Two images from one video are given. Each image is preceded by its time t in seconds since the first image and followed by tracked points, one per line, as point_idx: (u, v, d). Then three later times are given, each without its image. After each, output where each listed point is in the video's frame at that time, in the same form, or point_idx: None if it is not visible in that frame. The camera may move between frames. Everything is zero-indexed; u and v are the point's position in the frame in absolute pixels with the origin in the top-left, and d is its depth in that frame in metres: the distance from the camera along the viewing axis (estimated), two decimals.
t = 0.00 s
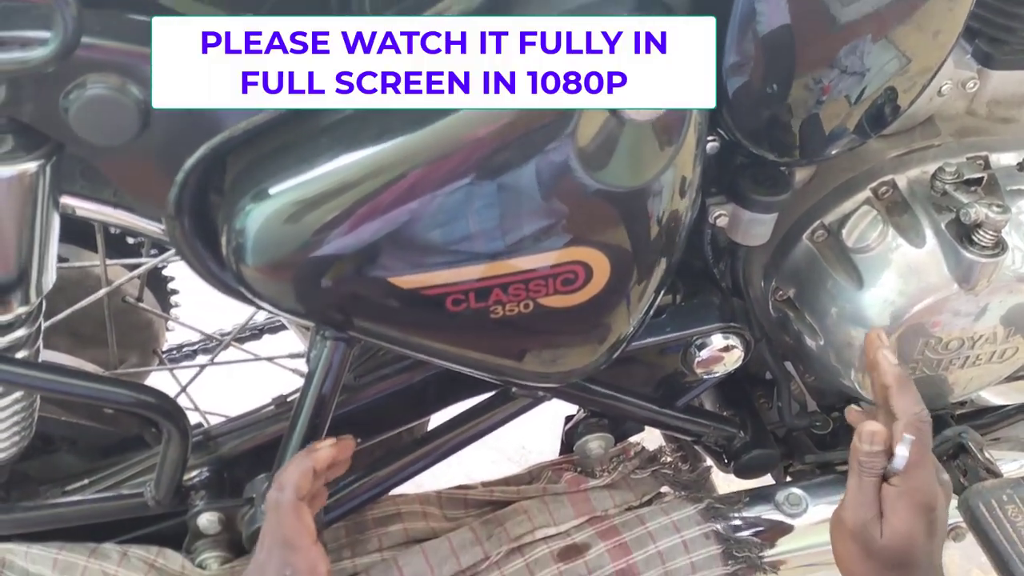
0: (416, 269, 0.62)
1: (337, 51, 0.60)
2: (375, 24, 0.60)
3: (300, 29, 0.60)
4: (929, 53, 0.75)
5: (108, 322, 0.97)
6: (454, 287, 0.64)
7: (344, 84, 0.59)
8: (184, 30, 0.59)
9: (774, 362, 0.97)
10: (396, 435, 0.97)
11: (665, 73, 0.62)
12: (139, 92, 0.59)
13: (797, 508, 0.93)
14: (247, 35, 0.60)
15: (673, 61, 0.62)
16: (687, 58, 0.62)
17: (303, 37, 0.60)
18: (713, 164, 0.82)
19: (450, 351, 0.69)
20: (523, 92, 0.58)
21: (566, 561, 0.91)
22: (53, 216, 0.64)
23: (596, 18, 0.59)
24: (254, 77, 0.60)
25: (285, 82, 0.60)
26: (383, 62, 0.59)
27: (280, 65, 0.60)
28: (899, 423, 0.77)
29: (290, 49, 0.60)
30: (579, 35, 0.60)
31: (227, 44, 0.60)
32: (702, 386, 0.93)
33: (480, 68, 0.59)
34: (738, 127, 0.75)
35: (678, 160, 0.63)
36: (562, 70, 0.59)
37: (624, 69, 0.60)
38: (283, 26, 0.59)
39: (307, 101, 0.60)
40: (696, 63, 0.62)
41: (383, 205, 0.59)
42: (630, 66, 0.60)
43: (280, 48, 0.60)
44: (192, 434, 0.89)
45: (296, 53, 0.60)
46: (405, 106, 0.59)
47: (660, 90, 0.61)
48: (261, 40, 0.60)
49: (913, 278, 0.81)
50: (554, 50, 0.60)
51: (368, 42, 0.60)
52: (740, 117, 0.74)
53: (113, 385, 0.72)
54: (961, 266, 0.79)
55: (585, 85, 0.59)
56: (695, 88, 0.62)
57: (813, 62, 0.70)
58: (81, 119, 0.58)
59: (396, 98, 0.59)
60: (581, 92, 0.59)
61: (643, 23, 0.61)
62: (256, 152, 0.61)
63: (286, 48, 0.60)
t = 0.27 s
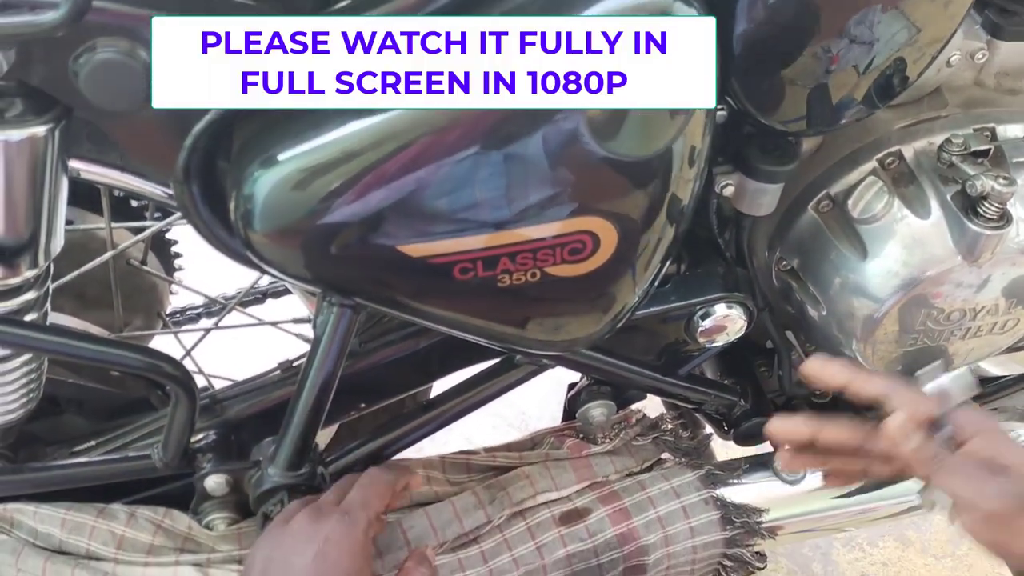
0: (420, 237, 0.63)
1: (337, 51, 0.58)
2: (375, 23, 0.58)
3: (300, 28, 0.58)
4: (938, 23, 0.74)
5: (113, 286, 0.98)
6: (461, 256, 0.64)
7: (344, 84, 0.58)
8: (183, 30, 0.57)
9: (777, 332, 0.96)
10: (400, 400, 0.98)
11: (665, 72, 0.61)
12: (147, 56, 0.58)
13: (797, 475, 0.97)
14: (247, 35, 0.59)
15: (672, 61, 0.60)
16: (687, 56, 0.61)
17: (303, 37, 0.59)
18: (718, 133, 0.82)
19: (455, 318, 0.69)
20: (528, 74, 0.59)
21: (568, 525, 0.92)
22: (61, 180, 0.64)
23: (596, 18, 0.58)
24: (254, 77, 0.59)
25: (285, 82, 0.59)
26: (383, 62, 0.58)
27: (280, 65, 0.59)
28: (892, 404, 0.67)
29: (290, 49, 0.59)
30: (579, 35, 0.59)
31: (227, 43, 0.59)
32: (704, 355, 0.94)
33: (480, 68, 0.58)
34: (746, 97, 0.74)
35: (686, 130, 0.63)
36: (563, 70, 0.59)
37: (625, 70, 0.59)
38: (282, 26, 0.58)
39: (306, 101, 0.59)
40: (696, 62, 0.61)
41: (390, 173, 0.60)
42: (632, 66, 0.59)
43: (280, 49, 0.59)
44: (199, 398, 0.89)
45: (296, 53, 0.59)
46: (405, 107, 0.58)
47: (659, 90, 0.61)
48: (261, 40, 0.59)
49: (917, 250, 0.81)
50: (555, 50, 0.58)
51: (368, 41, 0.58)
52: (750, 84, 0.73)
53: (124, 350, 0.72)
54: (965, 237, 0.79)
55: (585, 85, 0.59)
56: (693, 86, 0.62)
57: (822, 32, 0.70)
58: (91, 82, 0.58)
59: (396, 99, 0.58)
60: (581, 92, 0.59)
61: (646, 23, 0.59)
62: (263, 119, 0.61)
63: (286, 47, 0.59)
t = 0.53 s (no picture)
0: (419, 205, 0.62)
1: (337, 51, 0.59)
2: (375, 23, 0.59)
3: (300, 28, 0.59)
4: None
5: (112, 251, 0.97)
6: (463, 224, 0.64)
7: (344, 84, 0.59)
8: (183, 30, 0.58)
9: (776, 299, 0.97)
10: (400, 368, 0.98)
11: (665, 73, 0.61)
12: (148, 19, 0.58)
13: (795, 442, 0.97)
14: (247, 35, 0.59)
15: (673, 61, 0.61)
16: (686, 56, 0.61)
17: (303, 37, 0.59)
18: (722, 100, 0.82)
19: (457, 286, 0.69)
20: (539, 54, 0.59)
21: (567, 491, 0.93)
22: (61, 145, 0.63)
23: (597, 18, 0.59)
24: (255, 77, 0.60)
25: (285, 82, 0.59)
26: (383, 62, 0.59)
27: (280, 65, 0.59)
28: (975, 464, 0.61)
29: (290, 49, 0.59)
30: (579, 35, 0.59)
31: (227, 43, 0.59)
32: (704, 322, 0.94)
33: (480, 67, 0.59)
34: (751, 62, 0.74)
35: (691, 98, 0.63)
36: (562, 70, 0.60)
37: (625, 70, 0.60)
38: (282, 26, 0.59)
39: (306, 101, 0.59)
40: (696, 61, 0.62)
41: (392, 139, 0.59)
42: (631, 66, 0.60)
43: (280, 49, 0.59)
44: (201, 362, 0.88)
45: (296, 53, 0.59)
46: (404, 106, 0.59)
47: (658, 90, 0.62)
48: (261, 40, 0.60)
49: (919, 219, 0.81)
50: (555, 49, 0.59)
51: (368, 42, 0.59)
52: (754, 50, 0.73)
53: (127, 317, 0.72)
54: (968, 206, 0.79)
55: (585, 85, 0.60)
56: (694, 87, 0.63)
57: None
58: (93, 51, 0.57)
59: (396, 98, 0.59)
60: (581, 92, 0.60)
61: (646, 23, 0.59)
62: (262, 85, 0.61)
63: (286, 48, 0.59)
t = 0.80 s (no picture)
0: (416, 174, 0.62)
1: (337, 51, 0.59)
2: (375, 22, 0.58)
3: (300, 28, 0.58)
4: None
5: (105, 221, 0.97)
6: (456, 195, 0.64)
7: (344, 84, 0.59)
8: (184, 31, 0.57)
9: (767, 268, 0.97)
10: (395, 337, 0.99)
11: (664, 72, 0.63)
12: None
13: (785, 411, 0.98)
14: (247, 35, 0.58)
15: (672, 61, 0.62)
16: (685, 56, 0.63)
17: (303, 37, 0.59)
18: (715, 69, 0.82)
19: (450, 256, 0.70)
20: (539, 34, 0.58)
21: (560, 460, 0.93)
22: (52, 115, 0.64)
23: (598, 19, 0.59)
24: (254, 77, 0.59)
25: (285, 82, 0.58)
26: (383, 62, 0.58)
27: (280, 65, 0.58)
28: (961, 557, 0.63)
29: (290, 49, 0.59)
30: (579, 35, 0.59)
31: (226, 43, 0.58)
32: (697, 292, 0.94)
33: (480, 67, 0.59)
34: (745, 30, 0.75)
35: (685, 67, 0.63)
36: (563, 70, 0.60)
37: (625, 70, 0.61)
38: (282, 26, 0.58)
39: (306, 101, 0.58)
40: (693, 61, 0.63)
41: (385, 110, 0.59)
42: (631, 66, 0.61)
43: (280, 49, 0.59)
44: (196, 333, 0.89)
45: (296, 53, 0.59)
46: (405, 107, 0.59)
47: (657, 89, 0.63)
48: (261, 40, 0.59)
49: (911, 188, 0.81)
50: (555, 50, 0.59)
51: (368, 41, 0.59)
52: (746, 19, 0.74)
53: (120, 288, 0.72)
54: (961, 176, 0.79)
55: (585, 85, 0.61)
56: (692, 87, 0.64)
57: None
58: (82, 25, 0.55)
59: (396, 98, 0.59)
60: (580, 92, 0.61)
61: (645, 24, 0.60)
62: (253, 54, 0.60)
63: (286, 47, 0.59)
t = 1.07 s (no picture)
0: (405, 147, 0.62)
1: (337, 51, 0.59)
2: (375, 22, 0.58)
3: (300, 28, 0.59)
4: None
5: (90, 194, 0.96)
6: (442, 169, 0.63)
7: (344, 84, 0.59)
8: (183, 30, 0.58)
9: (756, 242, 0.96)
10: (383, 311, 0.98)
11: (665, 71, 0.65)
12: None
13: (773, 385, 0.99)
14: (247, 35, 0.59)
15: (672, 60, 0.64)
16: (685, 55, 0.65)
17: (303, 37, 0.59)
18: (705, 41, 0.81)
19: (436, 230, 0.69)
20: (532, 15, 0.58)
21: (548, 434, 0.94)
22: (31, 87, 0.63)
23: (600, 19, 0.60)
24: (254, 77, 0.60)
25: (285, 82, 0.59)
26: (383, 62, 0.59)
27: (280, 65, 0.59)
28: None
29: (290, 49, 0.59)
30: (579, 35, 0.61)
31: (226, 43, 0.59)
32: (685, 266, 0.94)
33: (481, 67, 0.60)
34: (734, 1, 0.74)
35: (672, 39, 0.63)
36: (563, 70, 0.61)
37: (625, 70, 0.63)
38: (282, 26, 0.59)
39: (306, 100, 0.59)
40: (692, 60, 0.65)
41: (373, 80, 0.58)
42: (631, 66, 0.63)
43: (280, 49, 0.59)
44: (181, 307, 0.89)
45: (296, 53, 0.59)
46: (405, 106, 0.60)
47: (656, 88, 0.65)
48: (261, 40, 0.59)
49: (899, 161, 0.80)
50: (555, 50, 0.60)
51: (367, 41, 0.59)
52: None
53: (104, 262, 0.72)
54: (949, 150, 0.78)
55: (585, 85, 0.62)
56: (693, 87, 0.66)
57: None
58: None
59: (396, 98, 0.60)
60: (581, 92, 0.62)
61: (646, 24, 0.62)
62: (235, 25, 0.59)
63: (286, 48, 0.60)
